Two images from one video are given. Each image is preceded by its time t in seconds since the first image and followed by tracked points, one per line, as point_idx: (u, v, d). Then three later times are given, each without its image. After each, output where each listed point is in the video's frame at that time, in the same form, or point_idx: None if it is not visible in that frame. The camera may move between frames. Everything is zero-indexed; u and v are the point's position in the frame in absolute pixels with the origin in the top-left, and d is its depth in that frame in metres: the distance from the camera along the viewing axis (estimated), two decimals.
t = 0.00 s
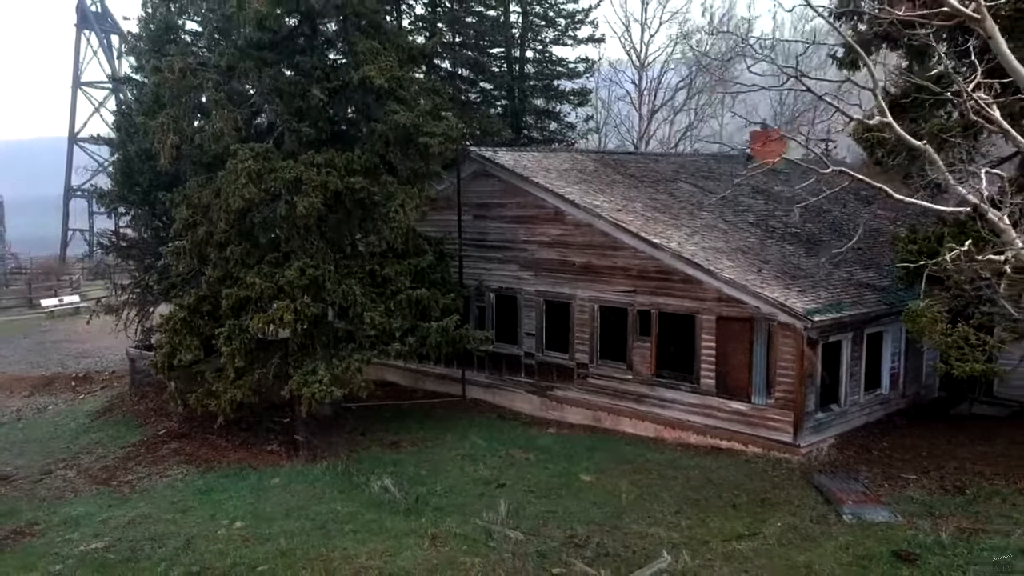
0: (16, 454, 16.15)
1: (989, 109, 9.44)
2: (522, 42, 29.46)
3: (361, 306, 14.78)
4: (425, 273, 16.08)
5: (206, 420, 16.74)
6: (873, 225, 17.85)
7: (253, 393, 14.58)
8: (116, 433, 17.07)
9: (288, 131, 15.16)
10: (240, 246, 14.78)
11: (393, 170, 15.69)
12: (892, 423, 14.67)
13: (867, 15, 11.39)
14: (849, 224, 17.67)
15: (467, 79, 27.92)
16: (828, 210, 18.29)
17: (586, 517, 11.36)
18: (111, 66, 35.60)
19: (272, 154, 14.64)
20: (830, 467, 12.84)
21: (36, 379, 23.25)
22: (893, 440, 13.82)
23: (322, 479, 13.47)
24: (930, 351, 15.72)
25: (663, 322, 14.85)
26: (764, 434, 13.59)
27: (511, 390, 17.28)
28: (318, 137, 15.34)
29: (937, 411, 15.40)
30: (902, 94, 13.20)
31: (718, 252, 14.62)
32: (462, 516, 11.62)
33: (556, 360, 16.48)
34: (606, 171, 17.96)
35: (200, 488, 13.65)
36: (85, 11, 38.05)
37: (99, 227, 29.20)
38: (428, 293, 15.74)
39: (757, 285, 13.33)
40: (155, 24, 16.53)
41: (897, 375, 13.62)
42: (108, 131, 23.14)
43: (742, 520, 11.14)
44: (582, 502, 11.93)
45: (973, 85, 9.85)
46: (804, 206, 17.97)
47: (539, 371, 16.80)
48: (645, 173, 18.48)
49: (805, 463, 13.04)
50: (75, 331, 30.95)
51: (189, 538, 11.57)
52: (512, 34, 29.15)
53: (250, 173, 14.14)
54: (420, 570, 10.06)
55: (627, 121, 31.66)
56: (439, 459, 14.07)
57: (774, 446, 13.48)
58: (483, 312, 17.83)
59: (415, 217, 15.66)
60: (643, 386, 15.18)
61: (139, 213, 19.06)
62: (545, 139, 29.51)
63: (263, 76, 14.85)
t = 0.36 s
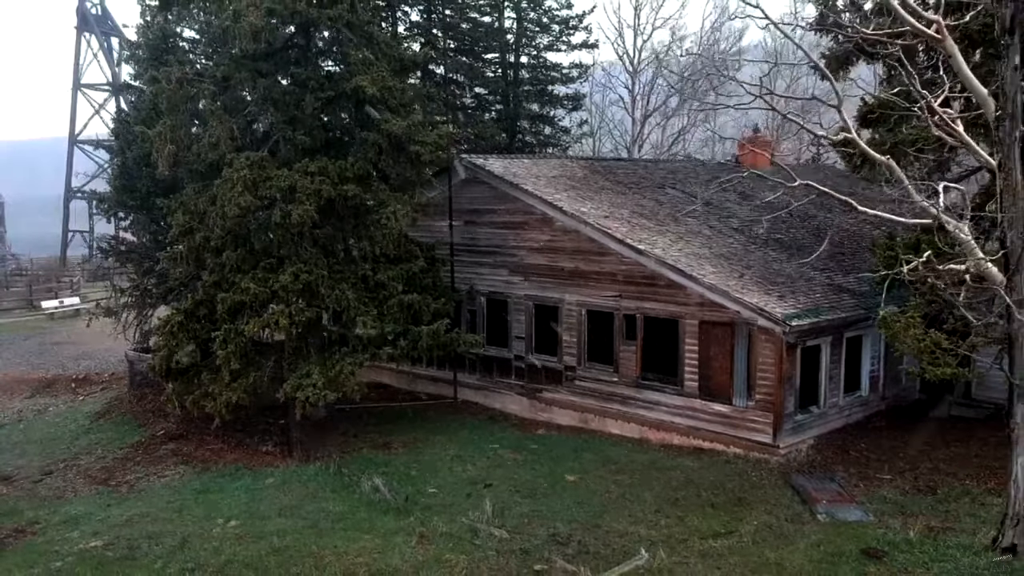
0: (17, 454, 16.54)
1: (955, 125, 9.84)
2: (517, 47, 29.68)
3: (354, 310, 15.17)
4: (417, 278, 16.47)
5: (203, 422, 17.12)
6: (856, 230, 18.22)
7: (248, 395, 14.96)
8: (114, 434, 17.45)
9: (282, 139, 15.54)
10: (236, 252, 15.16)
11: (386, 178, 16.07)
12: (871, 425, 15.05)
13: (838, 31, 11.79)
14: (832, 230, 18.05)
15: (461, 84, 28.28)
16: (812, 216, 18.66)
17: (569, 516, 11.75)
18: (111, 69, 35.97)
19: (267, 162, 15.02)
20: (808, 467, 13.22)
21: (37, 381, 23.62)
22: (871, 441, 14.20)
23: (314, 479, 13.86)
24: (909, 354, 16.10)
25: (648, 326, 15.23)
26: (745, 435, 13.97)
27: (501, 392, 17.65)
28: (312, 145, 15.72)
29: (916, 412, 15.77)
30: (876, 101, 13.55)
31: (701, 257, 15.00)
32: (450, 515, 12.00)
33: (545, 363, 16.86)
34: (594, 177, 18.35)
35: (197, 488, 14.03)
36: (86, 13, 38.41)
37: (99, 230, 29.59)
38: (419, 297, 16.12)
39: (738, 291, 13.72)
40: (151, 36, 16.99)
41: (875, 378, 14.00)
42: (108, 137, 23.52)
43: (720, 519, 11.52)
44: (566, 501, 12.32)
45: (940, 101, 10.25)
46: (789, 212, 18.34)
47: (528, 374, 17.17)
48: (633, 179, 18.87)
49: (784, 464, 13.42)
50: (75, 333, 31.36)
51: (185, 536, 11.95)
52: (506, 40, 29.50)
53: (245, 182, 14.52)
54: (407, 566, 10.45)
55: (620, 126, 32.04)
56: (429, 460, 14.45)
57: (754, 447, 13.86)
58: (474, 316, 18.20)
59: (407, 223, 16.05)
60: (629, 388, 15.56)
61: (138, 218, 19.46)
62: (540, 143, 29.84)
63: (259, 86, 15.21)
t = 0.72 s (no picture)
0: (17, 454, 16.90)
1: (919, 137, 10.23)
2: (511, 52, 30.21)
3: (345, 313, 15.54)
4: (407, 282, 16.84)
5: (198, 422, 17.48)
6: (838, 235, 18.60)
7: (241, 396, 15.33)
8: (111, 434, 17.82)
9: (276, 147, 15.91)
10: (230, 257, 15.53)
11: (377, 185, 16.45)
12: (850, 426, 15.41)
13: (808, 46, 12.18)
14: (815, 235, 18.42)
15: (455, 89, 28.63)
16: (796, 221, 19.03)
17: (551, 514, 12.12)
18: (111, 73, 36.37)
19: (260, 169, 15.39)
20: (786, 467, 13.58)
21: (36, 382, 23.99)
22: (848, 442, 14.57)
23: (305, 478, 14.24)
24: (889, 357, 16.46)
25: (632, 329, 15.61)
26: (726, 436, 14.34)
27: (490, 393, 18.01)
28: (304, 152, 16.09)
29: (895, 413, 16.14)
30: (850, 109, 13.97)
31: (684, 262, 15.37)
32: (435, 513, 12.38)
33: (533, 365, 17.22)
34: (582, 183, 18.71)
35: (191, 487, 14.41)
36: (86, 16, 38.82)
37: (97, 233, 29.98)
38: (409, 301, 16.50)
39: (718, 295, 14.10)
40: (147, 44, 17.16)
41: (852, 379, 14.37)
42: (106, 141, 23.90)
43: (696, 517, 11.91)
44: (549, 499, 12.70)
45: (906, 114, 10.65)
46: (773, 217, 18.71)
47: (516, 375, 17.53)
48: (620, 185, 19.24)
49: (763, 463, 13.79)
50: (73, 334, 31.73)
51: (179, 534, 12.33)
52: (500, 45, 29.85)
53: (239, 189, 14.89)
54: (392, 562, 10.82)
55: (613, 129, 32.39)
56: (417, 460, 14.82)
57: (733, 447, 14.24)
58: (464, 319, 18.56)
59: (398, 228, 16.41)
60: (614, 389, 15.93)
61: (136, 223, 19.84)
62: (534, 147, 30.19)
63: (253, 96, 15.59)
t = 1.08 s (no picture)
0: (14, 456, 17.23)
1: (887, 151, 10.56)
2: (504, 58, 30.44)
3: (335, 319, 15.88)
4: (397, 287, 17.19)
5: (193, 425, 17.82)
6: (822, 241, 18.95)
7: (234, 400, 15.66)
8: (108, 437, 18.15)
9: (268, 156, 16.24)
10: (223, 263, 15.87)
11: (367, 193, 16.80)
12: (830, 428, 15.75)
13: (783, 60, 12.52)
14: (799, 240, 18.77)
15: (449, 95, 28.94)
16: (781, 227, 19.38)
17: (534, 515, 12.47)
18: (109, 77, 36.72)
19: (252, 177, 15.74)
20: (764, 469, 13.92)
21: (35, 385, 24.30)
22: (827, 444, 14.91)
23: (296, 480, 14.59)
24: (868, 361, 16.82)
25: (616, 334, 15.95)
26: (707, 438, 14.69)
27: (479, 396, 18.32)
28: (296, 161, 16.43)
29: (874, 416, 16.47)
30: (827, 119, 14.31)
31: (667, 269, 15.71)
32: (421, 514, 12.72)
33: (521, 368, 17.56)
34: (570, 190, 19.05)
35: (185, 489, 14.76)
36: (85, 18, 39.15)
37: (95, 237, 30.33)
38: (399, 306, 16.85)
39: (699, 301, 14.44)
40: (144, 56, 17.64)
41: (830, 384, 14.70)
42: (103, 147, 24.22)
43: (675, 518, 12.26)
44: (532, 501, 13.04)
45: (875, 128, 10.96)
46: (758, 222, 19.05)
47: (505, 379, 17.87)
48: (608, 192, 19.57)
49: (743, 466, 14.13)
50: (71, 336, 32.07)
51: (172, 535, 12.67)
52: (493, 51, 30.17)
53: (231, 197, 15.23)
54: (378, 562, 11.18)
55: (606, 134, 32.71)
56: (406, 462, 15.17)
57: (714, 449, 14.59)
58: (454, 323, 18.90)
59: (388, 235, 16.76)
60: (599, 393, 16.27)
61: (132, 229, 20.18)
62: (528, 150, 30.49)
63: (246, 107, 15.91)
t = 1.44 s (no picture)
0: (10, 461, 17.58)
1: (852, 170, 10.92)
2: (497, 66, 30.82)
3: (324, 327, 16.23)
4: (385, 296, 17.55)
5: (185, 431, 18.16)
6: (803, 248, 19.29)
7: (225, 407, 16.01)
8: (102, 442, 18.50)
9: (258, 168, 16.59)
10: (214, 273, 16.22)
11: (356, 204, 17.16)
12: (807, 435, 16.11)
13: (755, 78, 12.88)
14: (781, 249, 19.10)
15: (441, 102, 29.29)
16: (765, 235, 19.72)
17: (514, 520, 12.83)
18: (107, 81, 37.07)
19: (242, 189, 16.10)
20: (741, 475, 14.28)
21: (32, 389, 24.63)
22: (803, 450, 15.26)
23: (285, 485, 14.96)
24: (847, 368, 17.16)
25: (599, 342, 16.31)
26: (686, 445, 15.06)
27: (467, 403, 18.67)
28: (286, 172, 16.79)
29: (852, 423, 16.82)
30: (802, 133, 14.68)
31: (649, 278, 16.06)
32: (405, 519, 13.08)
33: (507, 375, 17.90)
34: (556, 199, 19.40)
35: (177, 494, 15.12)
36: (83, 22, 39.49)
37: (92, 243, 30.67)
38: (386, 314, 17.20)
39: (678, 310, 14.80)
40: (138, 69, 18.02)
41: (806, 392, 15.05)
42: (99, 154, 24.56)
43: (651, 523, 12.62)
44: (514, 506, 13.40)
45: (841, 146, 11.30)
46: (741, 230, 19.39)
47: (491, 385, 18.22)
48: (593, 201, 19.92)
49: (720, 472, 14.49)
50: (69, 340, 32.42)
51: (162, 539, 13.03)
52: (485, 59, 30.53)
53: (222, 209, 15.58)
54: (361, 566, 11.54)
55: (597, 141, 33.05)
56: (392, 467, 15.53)
57: (693, 456, 14.95)
58: (442, 330, 19.23)
59: (376, 245, 17.12)
60: (582, 400, 16.62)
61: (127, 237, 20.53)
62: (521, 156, 30.82)
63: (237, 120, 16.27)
